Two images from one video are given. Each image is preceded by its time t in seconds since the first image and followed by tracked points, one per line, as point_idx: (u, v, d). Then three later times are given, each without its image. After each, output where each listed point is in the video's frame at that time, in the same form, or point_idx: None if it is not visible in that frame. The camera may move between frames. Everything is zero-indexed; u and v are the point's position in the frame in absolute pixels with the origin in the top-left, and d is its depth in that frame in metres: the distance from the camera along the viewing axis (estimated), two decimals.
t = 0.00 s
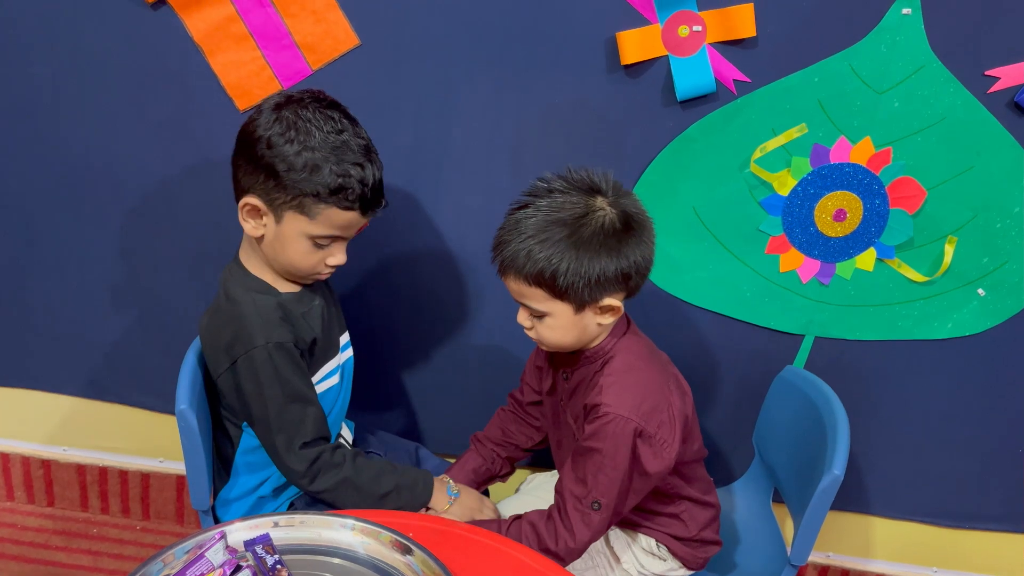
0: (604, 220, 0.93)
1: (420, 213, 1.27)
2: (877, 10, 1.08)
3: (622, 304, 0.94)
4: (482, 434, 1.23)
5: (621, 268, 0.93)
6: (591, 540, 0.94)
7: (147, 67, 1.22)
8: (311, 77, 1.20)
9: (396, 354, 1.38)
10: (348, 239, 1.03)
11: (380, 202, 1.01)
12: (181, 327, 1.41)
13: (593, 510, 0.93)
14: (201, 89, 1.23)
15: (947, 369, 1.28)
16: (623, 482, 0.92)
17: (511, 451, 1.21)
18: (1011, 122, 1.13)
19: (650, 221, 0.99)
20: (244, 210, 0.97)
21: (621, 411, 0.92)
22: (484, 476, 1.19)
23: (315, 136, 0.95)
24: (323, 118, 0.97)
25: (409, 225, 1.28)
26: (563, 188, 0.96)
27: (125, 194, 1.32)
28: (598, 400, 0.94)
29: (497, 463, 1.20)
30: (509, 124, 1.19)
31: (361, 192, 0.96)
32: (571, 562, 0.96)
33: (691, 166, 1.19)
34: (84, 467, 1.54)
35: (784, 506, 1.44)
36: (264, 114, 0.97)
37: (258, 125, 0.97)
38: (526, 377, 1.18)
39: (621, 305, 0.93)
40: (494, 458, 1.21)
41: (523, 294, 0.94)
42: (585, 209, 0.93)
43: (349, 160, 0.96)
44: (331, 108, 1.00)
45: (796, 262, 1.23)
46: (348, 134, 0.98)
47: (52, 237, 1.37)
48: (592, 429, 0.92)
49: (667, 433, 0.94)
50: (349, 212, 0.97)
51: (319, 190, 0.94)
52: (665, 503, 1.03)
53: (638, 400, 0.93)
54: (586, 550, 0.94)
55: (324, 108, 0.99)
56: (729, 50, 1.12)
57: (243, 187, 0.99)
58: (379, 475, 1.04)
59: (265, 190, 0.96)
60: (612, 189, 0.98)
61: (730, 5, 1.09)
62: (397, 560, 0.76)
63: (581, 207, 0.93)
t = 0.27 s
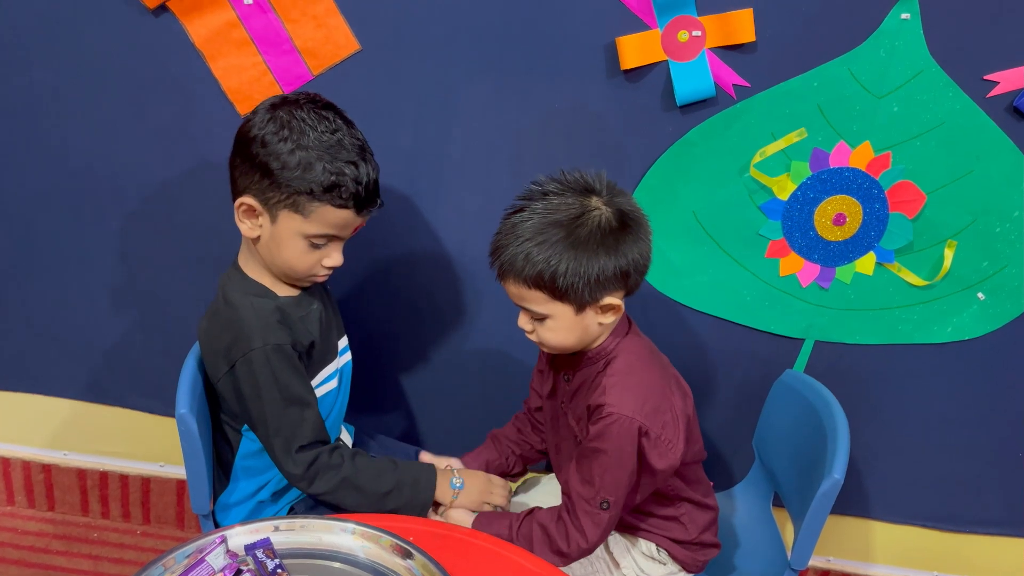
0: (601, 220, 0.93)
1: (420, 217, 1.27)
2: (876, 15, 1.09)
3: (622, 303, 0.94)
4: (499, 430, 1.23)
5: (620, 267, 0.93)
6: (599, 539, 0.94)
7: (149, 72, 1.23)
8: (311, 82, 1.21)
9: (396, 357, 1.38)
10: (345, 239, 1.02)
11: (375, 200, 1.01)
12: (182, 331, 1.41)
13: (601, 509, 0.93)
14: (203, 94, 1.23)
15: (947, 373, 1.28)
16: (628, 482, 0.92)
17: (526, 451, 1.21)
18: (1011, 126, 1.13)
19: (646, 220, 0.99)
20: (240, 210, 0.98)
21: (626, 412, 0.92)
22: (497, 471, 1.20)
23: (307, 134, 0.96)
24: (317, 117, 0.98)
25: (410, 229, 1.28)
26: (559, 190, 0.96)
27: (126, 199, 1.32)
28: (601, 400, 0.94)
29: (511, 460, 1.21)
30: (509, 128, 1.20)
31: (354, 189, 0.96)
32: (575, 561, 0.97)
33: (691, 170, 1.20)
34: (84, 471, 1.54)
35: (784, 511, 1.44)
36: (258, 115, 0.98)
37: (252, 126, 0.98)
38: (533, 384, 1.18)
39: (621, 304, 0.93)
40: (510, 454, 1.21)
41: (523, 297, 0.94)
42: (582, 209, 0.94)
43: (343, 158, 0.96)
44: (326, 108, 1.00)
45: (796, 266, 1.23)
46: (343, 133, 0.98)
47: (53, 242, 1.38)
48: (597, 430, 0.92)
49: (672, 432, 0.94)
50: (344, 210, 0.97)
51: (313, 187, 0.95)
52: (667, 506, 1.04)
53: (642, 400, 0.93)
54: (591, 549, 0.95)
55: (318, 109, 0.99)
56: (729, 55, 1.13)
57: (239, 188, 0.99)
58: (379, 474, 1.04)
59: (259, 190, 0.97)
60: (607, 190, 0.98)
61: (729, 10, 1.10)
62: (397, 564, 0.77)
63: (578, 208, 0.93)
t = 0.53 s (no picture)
0: (619, 219, 0.93)
1: (421, 221, 1.27)
2: (876, 20, 1.09)
3: (637, 303, 0.94)
4: (494, 427, 1.22)
5: (638, 267, 0.93)
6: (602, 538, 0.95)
7: (151, 78, 1.23)
8: (313, 87, 1.21)
9: (398, 361, 1.38)
10: (347, 239, 1.02)
11: (376, 199, 1.01)
12: (185, 335, 1.41)
13: (607, 508, 0.93)
14: (205, 100, 1.24)
15: (948, 377, 1.28)
16: (636, 482, 0.92)
17: (521, 448, 1.20)
18: (1011, 130, 1.14)
19: (662, 221, 0.99)
20: (241, 213, 0.98)
21: (637, 412, 0.92)
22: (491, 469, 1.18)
23: (302, 135, 0.96)
24: (313, 118, 0.98)
25: (411, 233, 1.28)
26: (576, 190, 0.97)
27: (129, 203, 1.33)
28: (612, 400, 0.94)
29: (505, 457, 1.19)
30: (510, 133, 1.20)
31: (354, 187, 0.96)
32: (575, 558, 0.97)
33: (691, 175, 1.20)
34: (86, 476, 1.54)
35: (785, 515, 1.44)
36: (254, 119, 0.99)
37: (249, 130, 0.98)
38: (535, 380, 1.19)
39: (636, 303, 0.93)
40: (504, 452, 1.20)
41: (538, 295, 0.93)
42: (600, 209, 0.94)
43: (342, 157, 0.96)
44: (322, 110, 1.01)
45: (797, 270, 1.23)
46: (340, 133, 0.99)
47: (56, 247, 1.38)
48: (607, 429, 0.92)
49: (681, 434, 0.94)
50: (344, 208, 0.97)
51: (312, 186, 0.95)
52: (672, 508, 1.03)
53: (654, 402, 0.93)
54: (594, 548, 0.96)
55: (315, 110, 1.00)
56: (729, 60, 1.13)
57: (239, 191, 1.00)
58: (378, 471, 1.03)
59: (259, 192, 0.97)
60: (624, 191, 0.98)
61: (728, 15, 1.10)
62: (398, 568, 0.77)
63: (596, 207, 0.94)
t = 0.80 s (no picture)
0: (621, 221, 0.93)
1: (423, 224, 1.27)
2: (876, 24, 1.09)
3: (640, 304, 0.94)
4: (505, 416, 1.22)
5: (641, 268, 0.93)
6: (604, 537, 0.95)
7: (154, 82, 1.23)
8: (314, 91, 1.21)
9: (399, 364, 1.38)
10: (347, 238, 1.02)
11: (373, 195, 1.01)
12: (187, 339, 1.41)
13: (609, 508, 0.94)
14: (207, 103, 1.24)
15: (950, 380, 1.28)
16: (638, 483, 0.93)
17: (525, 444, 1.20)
18: (1011, 133, 1.14)
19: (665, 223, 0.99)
20: (240, 215, 0.99)
21: (641, 413, 0.92)
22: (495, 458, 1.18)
23: (298, 134, 0.96)
24: (307, 117, 0.99)
25: (413, 236, 1.29)
26: (578, 191, 0.97)
27: (130, 206, 1.33)
28: (616, 401, 0.94)
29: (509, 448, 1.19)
30: (511, 137, 1.20)
31: (350, 184, 0.96)
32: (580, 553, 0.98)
33: (692, 177, 1.20)
34: (87, 479, 1.54)
35: (787, 518, 1.44)
36: (250, 120, 0.99)
37: (246, 131, 0.99)
38: (540, 381, 1.19)
39: (639, 305, 0.93)
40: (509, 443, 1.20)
41: (541, 297, 0.93)
42: (602, 211, 0.94)
43: (338, 155, 0.96)
44: (316, 110, 1.01)
45: (799, 273, 1.23)
46: (336, 131, 0.99)
47: (57, 250, 1.38)
48: (610, 430, 0.92)
49: (685, 435, 0.94)
50: (341, 205, 0.97)
51: (309, 184, 0.94)
52: (672, 509, 1.03)
53: (657, 403, 0.93)
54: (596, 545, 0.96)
55: (309, 110, 1.00)
56: (730, 63, 1.13)
57: (239, 193, 1.00)
58: (381, 456, 1.03)
59: (258, 193, 0.97)
60: (627, 193, 0.98)
61: (729, 18, 1.10)
62: (400, 572, 0.77)
63: (598, 209, 0.94)
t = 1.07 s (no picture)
0: (623, 221, 0.93)
1: (424, 227, 1.28)
2: (877, 28, 1.10)
3: (641, 304, 0.94)
4: (504, 407, 1.22)
5: (642, 269, 0.93)
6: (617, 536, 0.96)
7: (156, 86, 1.24)
8: (317, 94, 1.22)
9: (401, 367, 1.38)
10: (348, 236, 1.02)
11: (372, 193, 1.01)
12: (189, 342, 1.41)
13: (618, 509, 0.95)
14: (210, 107, 1.24)
15: (951, 383, 1.28)
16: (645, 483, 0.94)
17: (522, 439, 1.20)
18: (1012, 137, 1.14)
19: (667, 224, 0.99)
20: (240, 216, 0.99)
21: (643, 416, 0.92)
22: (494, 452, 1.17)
23: (295, 134, 0.97)
24: (303, 117, 0.99)
25: (414, 240, 1.29)
26: (580, 192, 0.97)
27: (133, 210, 1.33)
28: (618, 404, 0.94)
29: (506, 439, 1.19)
30: (512, 140, 1.21)
31: (347, 180, 0.96)
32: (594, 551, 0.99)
33: (694, 180, 1.20)
34: (89, 483, 1.53)
35: (789, 521, 1.44)
36: (248, 122, 1.00)
37: (244, 133, 0.99)
38: (538, 378, 1.19)
39: (640, 305, 0.93)
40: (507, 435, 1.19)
41: (542, 296, 0.93)
42: (604, 211, 0.94)
43: (335, 153, 0.97)
44: (312, 110, 1.02)
45: (800, 276, 1.23)
46: (333, 130, 0.99)
47: (61, 253, 1.38)
48: (613, 433, 0.92)
49: (687, 437, 0.94)
50: (338, 202, 0.96)
51: (305, 181, 0.95)
52: (672, 511, 1.03)
53: (659, 405, 0.94)
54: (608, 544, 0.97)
55: (304, 110, 1.01)
56: (731, 66, 1.14)
57: (239, 195, 1.00)
58: (380, 456, 1.03)
59: (257, 193, 0.97)
60: (629, 194, 0.98)
61: (730, 22, 1.11)
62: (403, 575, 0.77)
63: (599, 210, 0.94)
